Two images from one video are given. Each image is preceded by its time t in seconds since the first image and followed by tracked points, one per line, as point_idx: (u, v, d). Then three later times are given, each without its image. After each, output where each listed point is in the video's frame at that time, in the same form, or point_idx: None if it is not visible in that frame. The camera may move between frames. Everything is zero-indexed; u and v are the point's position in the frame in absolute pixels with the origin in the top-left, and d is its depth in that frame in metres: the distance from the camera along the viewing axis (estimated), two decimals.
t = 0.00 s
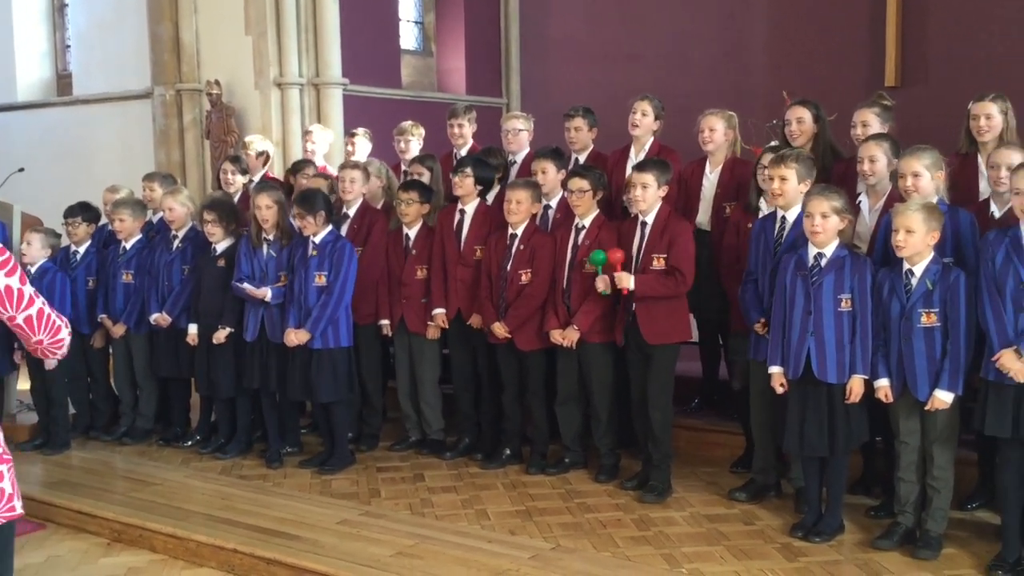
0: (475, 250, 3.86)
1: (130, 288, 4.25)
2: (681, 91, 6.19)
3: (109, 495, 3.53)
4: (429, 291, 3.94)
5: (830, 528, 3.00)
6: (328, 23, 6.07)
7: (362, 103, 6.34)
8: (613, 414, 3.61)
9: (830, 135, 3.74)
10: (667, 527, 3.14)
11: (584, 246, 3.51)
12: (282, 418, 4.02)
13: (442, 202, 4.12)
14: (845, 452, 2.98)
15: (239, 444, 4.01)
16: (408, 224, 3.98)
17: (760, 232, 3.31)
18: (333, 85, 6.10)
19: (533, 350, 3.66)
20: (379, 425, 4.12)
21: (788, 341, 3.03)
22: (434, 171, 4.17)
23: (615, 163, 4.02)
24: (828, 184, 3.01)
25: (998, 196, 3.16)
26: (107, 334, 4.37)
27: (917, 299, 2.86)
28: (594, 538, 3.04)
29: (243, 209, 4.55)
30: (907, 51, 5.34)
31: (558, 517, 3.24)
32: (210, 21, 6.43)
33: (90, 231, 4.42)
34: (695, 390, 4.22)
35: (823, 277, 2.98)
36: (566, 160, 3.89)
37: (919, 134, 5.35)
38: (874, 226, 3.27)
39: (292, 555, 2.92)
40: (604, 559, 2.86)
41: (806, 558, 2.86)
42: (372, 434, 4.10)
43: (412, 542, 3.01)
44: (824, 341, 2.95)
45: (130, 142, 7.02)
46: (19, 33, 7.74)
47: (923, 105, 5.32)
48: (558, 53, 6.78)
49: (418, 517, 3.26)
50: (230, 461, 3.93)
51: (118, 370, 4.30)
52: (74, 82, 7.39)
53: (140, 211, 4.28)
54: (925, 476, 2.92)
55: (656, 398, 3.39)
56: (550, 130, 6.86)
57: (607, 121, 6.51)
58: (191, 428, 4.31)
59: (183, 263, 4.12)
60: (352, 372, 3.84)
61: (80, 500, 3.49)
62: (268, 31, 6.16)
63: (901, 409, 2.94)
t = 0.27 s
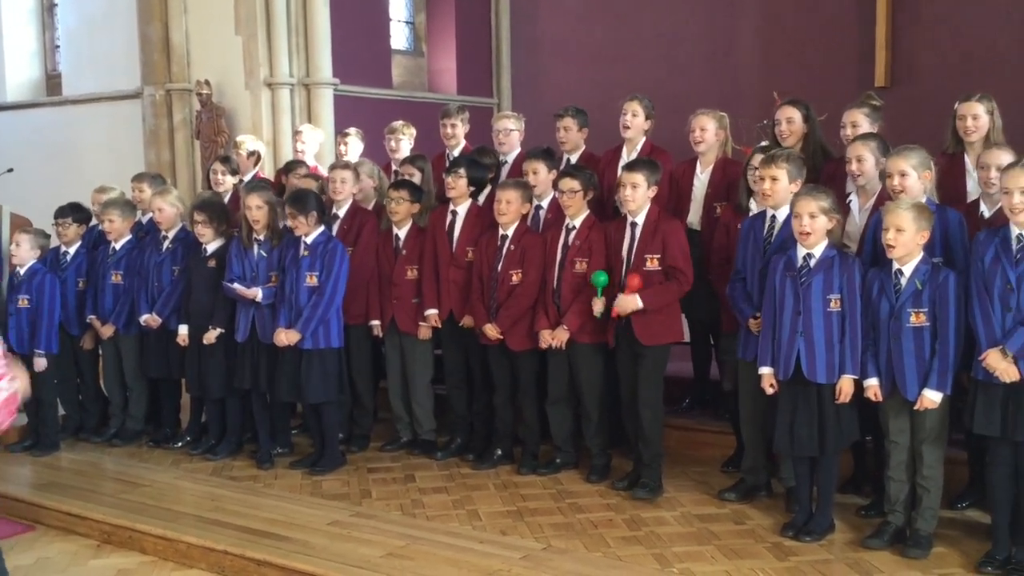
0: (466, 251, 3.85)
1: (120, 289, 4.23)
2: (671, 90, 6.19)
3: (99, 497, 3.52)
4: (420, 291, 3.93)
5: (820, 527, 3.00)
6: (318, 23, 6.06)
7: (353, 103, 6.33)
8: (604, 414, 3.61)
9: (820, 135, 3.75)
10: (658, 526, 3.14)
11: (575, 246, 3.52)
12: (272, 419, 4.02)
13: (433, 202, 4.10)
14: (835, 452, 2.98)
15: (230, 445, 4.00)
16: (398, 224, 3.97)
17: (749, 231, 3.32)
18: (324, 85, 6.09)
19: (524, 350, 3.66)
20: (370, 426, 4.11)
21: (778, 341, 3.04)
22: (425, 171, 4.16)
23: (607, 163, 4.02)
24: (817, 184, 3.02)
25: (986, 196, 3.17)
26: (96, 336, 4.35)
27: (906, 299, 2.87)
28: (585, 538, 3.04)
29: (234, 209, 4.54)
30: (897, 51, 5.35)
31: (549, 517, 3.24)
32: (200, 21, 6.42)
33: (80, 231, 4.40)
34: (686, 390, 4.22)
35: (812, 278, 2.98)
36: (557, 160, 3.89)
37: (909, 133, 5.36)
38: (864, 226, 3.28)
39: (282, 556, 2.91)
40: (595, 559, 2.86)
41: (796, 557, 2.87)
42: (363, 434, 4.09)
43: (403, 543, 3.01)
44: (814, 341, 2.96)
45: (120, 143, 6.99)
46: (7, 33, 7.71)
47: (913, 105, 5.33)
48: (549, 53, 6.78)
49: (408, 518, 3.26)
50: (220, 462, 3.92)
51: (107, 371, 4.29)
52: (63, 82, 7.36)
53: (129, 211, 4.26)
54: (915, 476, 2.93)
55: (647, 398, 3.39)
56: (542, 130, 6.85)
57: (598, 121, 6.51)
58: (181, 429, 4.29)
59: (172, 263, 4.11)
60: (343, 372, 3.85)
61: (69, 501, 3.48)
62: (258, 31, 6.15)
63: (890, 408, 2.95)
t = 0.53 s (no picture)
0: (455, 250, 3.84)
1: (111, 290, 4.22)
2: (664, 90, 6.19)
3: (90, 497, 3.51)
4: (411, 291, 3.92)
5: (812, 527, 3.01)
6: (310, 22, 6.05)
7: (345, 102, 6.33)
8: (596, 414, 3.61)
9: (811, 134, 3.75)
10: (650, 526, 3.14)
11: (567, 246, 3.54)
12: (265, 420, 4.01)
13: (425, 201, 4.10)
14: (827, 451, 2.98)
15: (222, 445, 3.99)
16: (390, 224, 3.97)
17: (731, 231, 3.34)
18: (316, 84, 6.08)
19: (516, 351, 3.67)
20: (363, 426, 4.11)
21: (769, 341, 3.04)
22: (416, 172, 4.16)
23: (601, 162, 4.02)
24: (807, 185, 3.02)
25: (977, 195, 3.18)
26: (88, 337, 4.34)
27: (897, 298, 2.87)
28: (577, 538, 3.04)
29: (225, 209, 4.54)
30: (889, 50, 5.37)
31: (541, 517, 3.24)
32: (192, 20, 6.40)
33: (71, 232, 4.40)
34: (679, 389, 4.23)
35: (803, 277, 2.99)
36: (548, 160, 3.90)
37: (901, 133, 5.37)
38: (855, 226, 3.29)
39: (274, 557, 2.91)
40: (587, 559, 2.86)
41: (788, 556, 2.87)
42: (356, 434, 4.09)
43: (395, 543, 3.01)
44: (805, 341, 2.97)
45: (111, 142, 6.98)
46: None
47: (905, 105, 5.35)
48: (541, 53, 6.78)
49: (401, 518, 3.25)
50: (212, 462, 3.92)
51: (99, 371, 4.27)
52: (54, 82, 7.34)
53: (120, 211, 4.25)
54: (906, 474, 2.94)
55: (638, 398, 3.39)
56: (534, 130, 6.85)
57: (590, 121, 6.52)
58: (173, 430, 4.28)
59: (164, 264, 4.10)
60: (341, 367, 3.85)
61: (61, 502, 3.47)
62: (250, 30, 6.14)
63: (881, 407, 2.96)
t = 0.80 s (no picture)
0: (448, 251, 3.85)
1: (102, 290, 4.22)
2: (656, 91, 6.20)
3: (81, 499, 3.50)
4: (403, 292, 3.93)
5: (804, 527, 3.01)
6: (302, 23, 6.04)
7: (337, 103, 6.32)
8: (589, 414, 3.61)
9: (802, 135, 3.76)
10: (643, 526, 3.14)
11: (559, 247, 3.53)
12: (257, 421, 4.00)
13: (418, 202, 4.09)
14: (818, 451, 2.99)
15: (213, 447, 3.98)
16: (382, 225, 3.97)
17: (714, 232, 3.35)
18: (308, 85, 6.07)
19: (507, 352, 3.66)
20: (355, 427, 4.10)
21: (762, 341, 3.05)
22: (408, 172, 4.18)
23: (595, 163, 4.01)
24: (800, 188, 3.01)
25: (969, 197, 3.19)
26: (79, 337, 4.33)
27: (888, 300, 2.88)
28: (570, 538, 3.05)
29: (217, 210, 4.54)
30: (881, 52, 5.38)
31: (534, 517, 3.24)
32: (184, 21, 6.39)
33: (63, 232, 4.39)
34: (671, 390, 4.23)
35: (797, 277, 3.01)
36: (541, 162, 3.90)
37: (893, 134, 5.39)
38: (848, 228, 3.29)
39: (266, 558, 2.90)
40: (580, 560, 2.86)
41: (780, 556, 2.88)
42: (348, 435, 4.08)
43: (387, 545, 3.00)
44: (801, 337, 2.98)
45: (103, 143, 6.96)
46: None
47: (897, 106, 5.36)
48: (534, 54, 6.78)
49: (393, 519, 3.25)
50: (203, 464, 3.91)
51: (90, 372, 4.26)
52: (45, 83, 7.32)
53: (111, 212, 4.24)
54: (898, 475, 2.94)
55: (630, 399, 3.39)
56: (527, 130, 6.86)
57: (583, 122, 6.52)
58: (164, 431, 4.27)
59: (156, 264, 4.10)
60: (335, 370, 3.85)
61: (51, 503, 3.46)
62: (242, 31, 6.12)
63: (873, 407, 2.96)
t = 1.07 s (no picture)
0: (442, 251, 3.84)
1: (93, 291, 4.19)
2: (648, 91, 6.20)
3: (72, 500, 3.49)
4: (396, 292, 3.92)
5: (795, 527, 3.02)
6: (294, 23, 6.04)
7: (329, 103, 6.31)
8: (581, 415, 3.61)
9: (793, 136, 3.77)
10: (634, 527, 3.15)
11: (551, 247, 3.53)
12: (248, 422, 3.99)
13: (409, 202, 4.09)
14: (809, 452, 2.99)
15: (205, 448, 3.97)
16: (375, 226, 3.97)
17: (705, 233, 3.35)
18: (299, 85, 6.06)
19: (498, 352, 3.67)
20: (346, 428, 4.10)
21: (754, 340, 3.05)
22: (400, 173, 4.15)
23: (588, 164, 4.02)
24: (790, 188, 3.01)
25: (962, 197, 3.20)
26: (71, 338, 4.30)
27: (879, 300, 2.88)
28: (561, 539, 3.05)
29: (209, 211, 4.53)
30: (872, 53, 5.39)
31: (526, 518, 3.24)
32: (174, 21, 6.38)
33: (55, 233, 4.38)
34: (663, 390, 4.23)
35: (788, 278, 3.00)
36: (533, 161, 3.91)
37: (884, 135, 5.40)
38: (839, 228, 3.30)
39: (258, 559, 2.90)
40: (571, 560, 2.86)
41: (772, 556, 2.88)
42: (340, 436, 4.08)
43: (378, 545, 3.00)
44: (796, 335, 2.98)
45: (94, 143, 6.94)
46: None
47: (888, 107, 5.37)
48: (526, 54, 6.78)
49: (385, 520, 3.25)
50: (195, 465, 3.90)
51: (81, 373, 4.24)
52: (36, 83, 7.29)
53: (102, 212, 4.22)
54: (888, 475, 2.95)
55: (623, 399, 3.39)
56: (519, 131, 6.86)
57: (576, 122, 6.52)
58: (155, 432, 4.26)
59: (147, 264, 4.09)
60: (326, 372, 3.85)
61: (42, 505, 3.45)
62: (233, 31, 6.11)
63: (863, 408, 2.97)
